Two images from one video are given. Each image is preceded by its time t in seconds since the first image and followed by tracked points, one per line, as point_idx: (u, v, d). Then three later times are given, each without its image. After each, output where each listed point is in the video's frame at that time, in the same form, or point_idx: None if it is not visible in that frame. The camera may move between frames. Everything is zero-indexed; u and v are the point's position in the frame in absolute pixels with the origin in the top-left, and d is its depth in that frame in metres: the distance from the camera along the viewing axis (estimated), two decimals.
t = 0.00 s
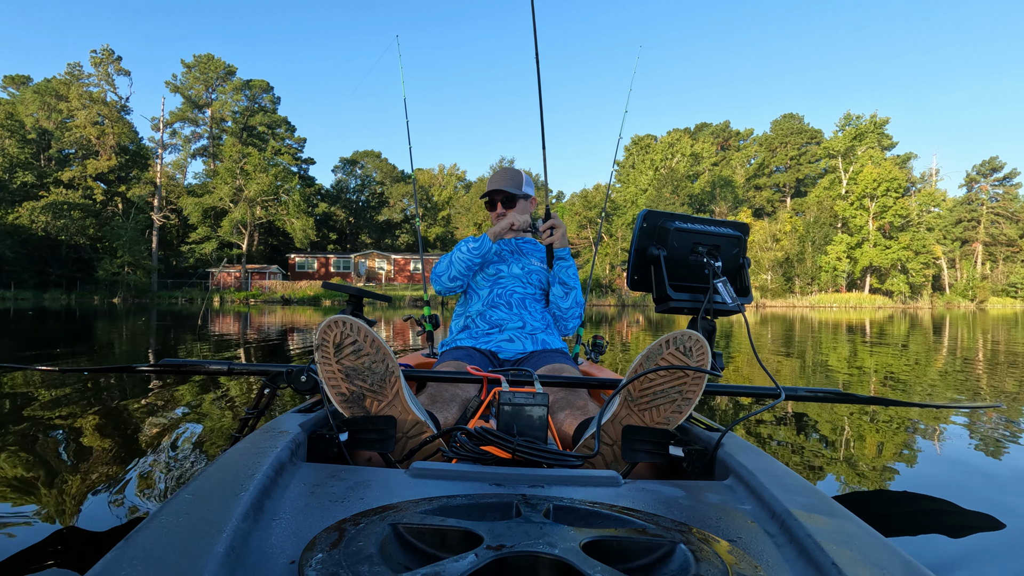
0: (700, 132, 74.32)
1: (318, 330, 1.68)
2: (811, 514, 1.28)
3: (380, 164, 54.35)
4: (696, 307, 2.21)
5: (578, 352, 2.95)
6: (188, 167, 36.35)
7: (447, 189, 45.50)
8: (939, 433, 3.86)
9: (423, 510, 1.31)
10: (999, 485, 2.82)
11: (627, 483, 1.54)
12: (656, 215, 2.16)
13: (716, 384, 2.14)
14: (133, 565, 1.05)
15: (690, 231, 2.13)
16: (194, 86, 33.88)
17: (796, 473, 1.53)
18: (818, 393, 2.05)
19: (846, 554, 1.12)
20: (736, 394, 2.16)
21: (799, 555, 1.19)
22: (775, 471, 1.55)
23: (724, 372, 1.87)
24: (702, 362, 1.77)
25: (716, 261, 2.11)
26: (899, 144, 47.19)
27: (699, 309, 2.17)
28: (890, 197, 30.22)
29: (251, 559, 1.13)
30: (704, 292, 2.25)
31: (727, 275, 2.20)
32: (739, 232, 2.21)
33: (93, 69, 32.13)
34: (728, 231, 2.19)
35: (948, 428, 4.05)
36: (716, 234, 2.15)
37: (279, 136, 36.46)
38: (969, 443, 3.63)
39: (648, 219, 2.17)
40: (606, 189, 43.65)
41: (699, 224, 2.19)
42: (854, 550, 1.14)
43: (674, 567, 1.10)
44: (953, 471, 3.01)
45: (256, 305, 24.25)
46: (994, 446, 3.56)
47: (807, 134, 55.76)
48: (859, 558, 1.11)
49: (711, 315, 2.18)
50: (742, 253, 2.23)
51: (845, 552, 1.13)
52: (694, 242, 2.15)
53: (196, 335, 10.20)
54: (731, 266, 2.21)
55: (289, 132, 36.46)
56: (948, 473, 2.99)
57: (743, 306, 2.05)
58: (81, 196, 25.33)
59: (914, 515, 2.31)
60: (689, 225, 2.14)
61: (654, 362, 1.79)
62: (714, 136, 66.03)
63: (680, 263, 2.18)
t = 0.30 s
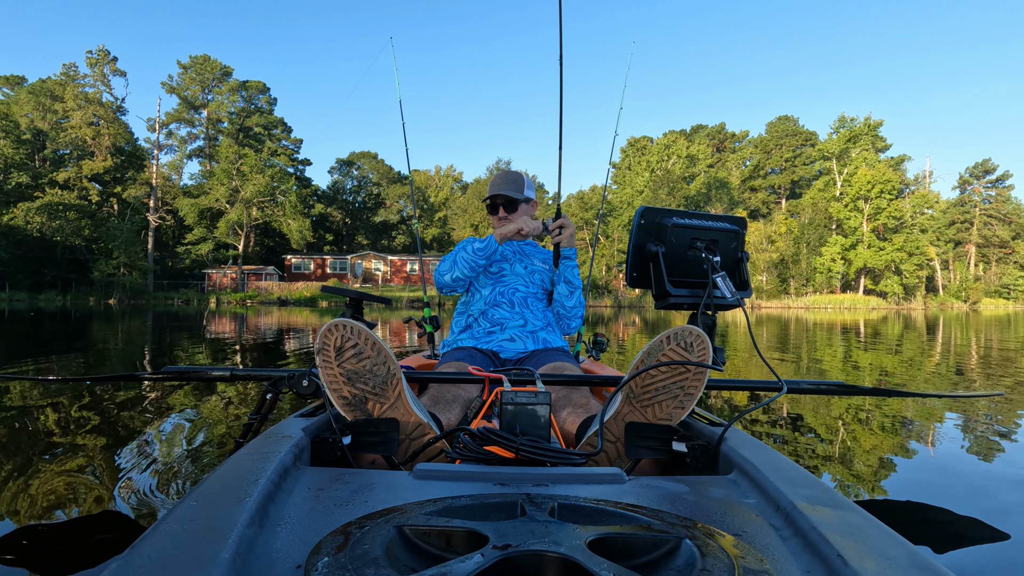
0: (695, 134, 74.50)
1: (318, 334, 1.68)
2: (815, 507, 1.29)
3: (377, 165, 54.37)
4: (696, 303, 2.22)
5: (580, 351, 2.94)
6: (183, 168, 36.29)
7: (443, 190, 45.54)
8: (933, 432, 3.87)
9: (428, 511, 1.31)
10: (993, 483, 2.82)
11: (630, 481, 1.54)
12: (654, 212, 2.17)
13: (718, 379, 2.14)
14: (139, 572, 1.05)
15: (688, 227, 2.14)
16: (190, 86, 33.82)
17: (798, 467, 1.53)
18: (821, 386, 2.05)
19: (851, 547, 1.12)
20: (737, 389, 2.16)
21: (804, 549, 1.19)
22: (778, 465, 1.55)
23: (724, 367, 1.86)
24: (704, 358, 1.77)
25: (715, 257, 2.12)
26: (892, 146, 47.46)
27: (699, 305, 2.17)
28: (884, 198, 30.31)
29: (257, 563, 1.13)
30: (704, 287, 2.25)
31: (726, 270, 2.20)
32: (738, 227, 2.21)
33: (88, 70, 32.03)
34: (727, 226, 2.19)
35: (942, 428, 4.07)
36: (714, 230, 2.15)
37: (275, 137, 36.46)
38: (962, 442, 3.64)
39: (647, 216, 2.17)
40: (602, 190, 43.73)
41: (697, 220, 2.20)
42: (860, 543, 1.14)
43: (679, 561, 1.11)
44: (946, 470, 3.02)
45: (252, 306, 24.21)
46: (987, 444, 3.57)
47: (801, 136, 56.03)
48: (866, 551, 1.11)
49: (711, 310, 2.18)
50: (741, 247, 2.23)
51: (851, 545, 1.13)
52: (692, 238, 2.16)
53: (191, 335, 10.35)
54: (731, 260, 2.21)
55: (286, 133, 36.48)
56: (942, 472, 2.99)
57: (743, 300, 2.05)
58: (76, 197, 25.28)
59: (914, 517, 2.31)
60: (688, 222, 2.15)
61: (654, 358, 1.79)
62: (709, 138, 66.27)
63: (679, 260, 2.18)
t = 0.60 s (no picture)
0: (692, 134, 74.55)
1: (319, 334, 1.68)
2: (814, 514, 1.29)
3: (374, 165, 54.33)
4: (696, 307, 2.22)
5: (581, 353, 2.95)
6: (180, 167, 36.22)
7: (440, 190, 45.54)
8: (926, 432, 3.87)
9: (425, 512, 1.31)
10: (987, 483, 2.83)
11: (629, 484, 1.54)
12: (657, 216, 2.17)
13: (718, 383, 2.15)
14: (137, 569, 1.05)
15: (690, 231, 2.14)
16: (186, 86, 33.73)
17: (798, 472, 1.54)
18: (820, 391, 2.05)
19: (850, 553, 1.13)
20: (736, 394, 2.17)
21: (802, 555, 1.19)
22: (777, 469, 1.56)
23: (724, 372, 1.87)
24: (704, 362, 1.77)
25: (717, 261, 2.12)
26: (887, 146, 47.59)
27: (701, 309, 2.18)
28: (879, 199, 30.36)
29: (254, 561, 1.13)
30: (705, 291, 2.25)
31: (728, 275, 2.21)
32: (739, 231, 2.22)
33: (85, 69, 31.94)
34: (729, 230, 2.19)
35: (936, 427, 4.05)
36: (717, 233, 2.15)
37: (272, 137, 36.43)
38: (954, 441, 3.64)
39: (648, 219, 2.17)
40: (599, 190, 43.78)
41: (699, 223, 2.19)
42: (857, 549, 1.15)
43: (678, 567, 1.10)
44: (940, 470, 3.02)
45: (249, 306, 24.15)
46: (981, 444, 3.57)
47: (797, 137, 56.19)
48: (863, 558, 1.11)
49: (713, 315, 2.19)
50: (743, 252, 2.24)
51: (848, 552, 1.13)
52: (694, 242, 2.16)
53: (188, 335, 10.33)
54: (732, 265, 2.22)
55: (283, 133, 36.45)
56: (937, 472, 2.99)
57: (744, 305, 2.06)
58: (73, 196, 25.22)
59: (912, 517, 2.32)
60: (689, 225, 2.15)
61: (655, 362, 1.79)
62: (706, 138, 66.44)
63: (681, 263, 2.18)
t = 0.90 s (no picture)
0: (688, 135, 74.62)
1: (319, 332, 1.67)
2: (812, 514, 1.29)
3: (371, 164, 54.20)
4: (696, 307, 2.22)
5: (580, 353, 2.95)
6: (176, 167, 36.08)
7: (437, 190, 45.49)
8: (921, 431, 3.87)
9: (425, 511, 1.30)
10: (982, 481, 2.83)
11: (628, 484, 1.55)
12: (657, 215, 2.17)
13: (716, 383, 2.15)
14: (136, 565, 1.04)
15: (690, 232, 2.14)
16: (182, 85, 33.59)
17: (796, 473, 1.54)
18: (819, 392, 2.06)
19: (847, 553, 1.13)
20: (736, 393, 2.17)
21: (801, 555, 1.19)
22: (776, 470, 1.56)
23: (724, 371, 1.87)
24: (704, 362, 1.77)
25: (717, 261, 2.13)
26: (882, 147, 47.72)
27: (700, 309, 2.18)
28: (872, 199, 30.23)
29: (253, 560, 1.13)
30: (705, 291, 2.25)
31: (728, 274, 2.21)
32: (739, 232, 2.22)
33: (79, 68, 31.79)
34: (729, 231, 2.20)
35: (931, 427, 4.04)
36: (717, 234, 2.16)
37: (268, 136, 36.35)
38: (949, 440, 3.64)
39: (649, 219, 2.18)
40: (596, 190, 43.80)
41: (699, 223, 2.20)
42: (856, 550, 1.15)
43: (676, 566, 1.11)
44: (935, 468, 3.01)
45: (245, 305, 24.09)
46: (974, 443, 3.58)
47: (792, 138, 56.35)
48: (861, 557, 1.12)
49: (713, 315, 2.19)
50: (743, 253, 2.24)
51: (847, 552, 1.13)
52: (695, 242, 2.16)
53: (184, 335, 10.29)
54: (732, 266, 2.22)
55: (278, 132, 36.39)
56: (931, 470, 2.99)
57: (744, 305, 2.06)
58: (67, 196, 25.10)
59: (910, 515, 2.33)
60: (690, 225, 2.15)
61: (655, 362, 1.79)
62: (702, 138, 66.59)
63: (682, 263, 2.18)
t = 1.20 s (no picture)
0: (683, 135, 74.78)
1: (318, 332, 1.67)
2: (812, 513, 1.29)
3: (366, 163, 54.20)
4: (696, 307, 2.22)
5: (579, 352, 2.95)
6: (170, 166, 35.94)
7: (432, 190, 45.50)
8: (912, 428, 3.89)
9: (425, 511, 1.30)
10: (974, 478, 2.84)
11: (628, 484, 1.54)
12: (657, 215, 2.17)
13: (716, 382, 2.16)
14: (137, 566, 1.04)
15: (690, 231, 2.14)
16: (176, 84, 33.55)
17: (796, 472, 1.55)
18: (819, 391, 2.06)
19: (848, 551, 1.13)
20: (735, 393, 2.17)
21: (800, 554, 1.19)
22: (776, 469, 1.56)
23: (725, 371, 1.86)
24: (704, 361, 1.77)
25: (716, 261, 2.13)
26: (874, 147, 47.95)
27: (699, 309, 2.18)
28: (865, 200, 30.40)
29: (253, 560, 1.12)
30: (704, 291, 2.26)
31: (727, 274, 2.21)
32: (739, 231, 2.22)
33: (73, 66, 31.63)
34: (729, 230, 2.20)
35: (925, 424, 4.05)
36: (716, 234, 2.16)
37: (263, 135, 36.30)
38: (940, 437, 3.66)
39: (647, 219, 2.18)
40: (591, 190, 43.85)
41: (698, 223, 2.20)
42: (856, 548, 1.15)
43: (676, 565, 1.11)
44: (928, 466, 3.02)
45: (240, 305, 24.01)
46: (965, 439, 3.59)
47: (786, 138, 56.49)
48: (861, 555, 1.12)
49: (712, 315, 2.19)
50: (742, 252, 2.24)
51: (845, 550, 1.14)
52: (694, 241, 2.16)
53: (178, 335, 10.26)
54: (731, 265, 2.22)
55: (273, 132, 36.34)
56: (924, 467, 3.00)
57: (744, 304, 2.06)
58: (60, 195, 24.98)
59: (909, 515, 2.33)
60: (689, 225, 2.15)
61: (654, 361, 1.80)
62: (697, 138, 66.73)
63: (680, 262, 2.19)
